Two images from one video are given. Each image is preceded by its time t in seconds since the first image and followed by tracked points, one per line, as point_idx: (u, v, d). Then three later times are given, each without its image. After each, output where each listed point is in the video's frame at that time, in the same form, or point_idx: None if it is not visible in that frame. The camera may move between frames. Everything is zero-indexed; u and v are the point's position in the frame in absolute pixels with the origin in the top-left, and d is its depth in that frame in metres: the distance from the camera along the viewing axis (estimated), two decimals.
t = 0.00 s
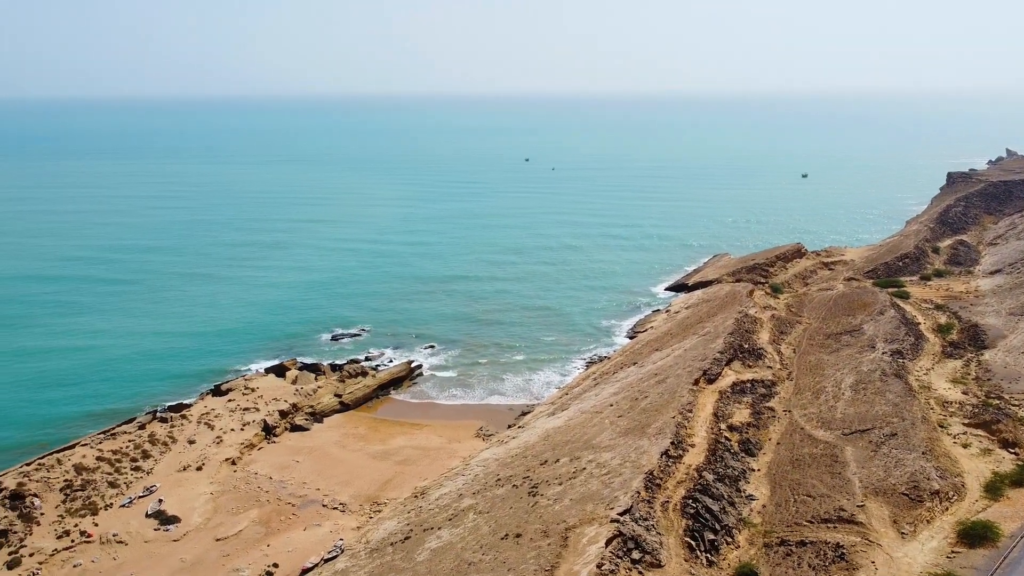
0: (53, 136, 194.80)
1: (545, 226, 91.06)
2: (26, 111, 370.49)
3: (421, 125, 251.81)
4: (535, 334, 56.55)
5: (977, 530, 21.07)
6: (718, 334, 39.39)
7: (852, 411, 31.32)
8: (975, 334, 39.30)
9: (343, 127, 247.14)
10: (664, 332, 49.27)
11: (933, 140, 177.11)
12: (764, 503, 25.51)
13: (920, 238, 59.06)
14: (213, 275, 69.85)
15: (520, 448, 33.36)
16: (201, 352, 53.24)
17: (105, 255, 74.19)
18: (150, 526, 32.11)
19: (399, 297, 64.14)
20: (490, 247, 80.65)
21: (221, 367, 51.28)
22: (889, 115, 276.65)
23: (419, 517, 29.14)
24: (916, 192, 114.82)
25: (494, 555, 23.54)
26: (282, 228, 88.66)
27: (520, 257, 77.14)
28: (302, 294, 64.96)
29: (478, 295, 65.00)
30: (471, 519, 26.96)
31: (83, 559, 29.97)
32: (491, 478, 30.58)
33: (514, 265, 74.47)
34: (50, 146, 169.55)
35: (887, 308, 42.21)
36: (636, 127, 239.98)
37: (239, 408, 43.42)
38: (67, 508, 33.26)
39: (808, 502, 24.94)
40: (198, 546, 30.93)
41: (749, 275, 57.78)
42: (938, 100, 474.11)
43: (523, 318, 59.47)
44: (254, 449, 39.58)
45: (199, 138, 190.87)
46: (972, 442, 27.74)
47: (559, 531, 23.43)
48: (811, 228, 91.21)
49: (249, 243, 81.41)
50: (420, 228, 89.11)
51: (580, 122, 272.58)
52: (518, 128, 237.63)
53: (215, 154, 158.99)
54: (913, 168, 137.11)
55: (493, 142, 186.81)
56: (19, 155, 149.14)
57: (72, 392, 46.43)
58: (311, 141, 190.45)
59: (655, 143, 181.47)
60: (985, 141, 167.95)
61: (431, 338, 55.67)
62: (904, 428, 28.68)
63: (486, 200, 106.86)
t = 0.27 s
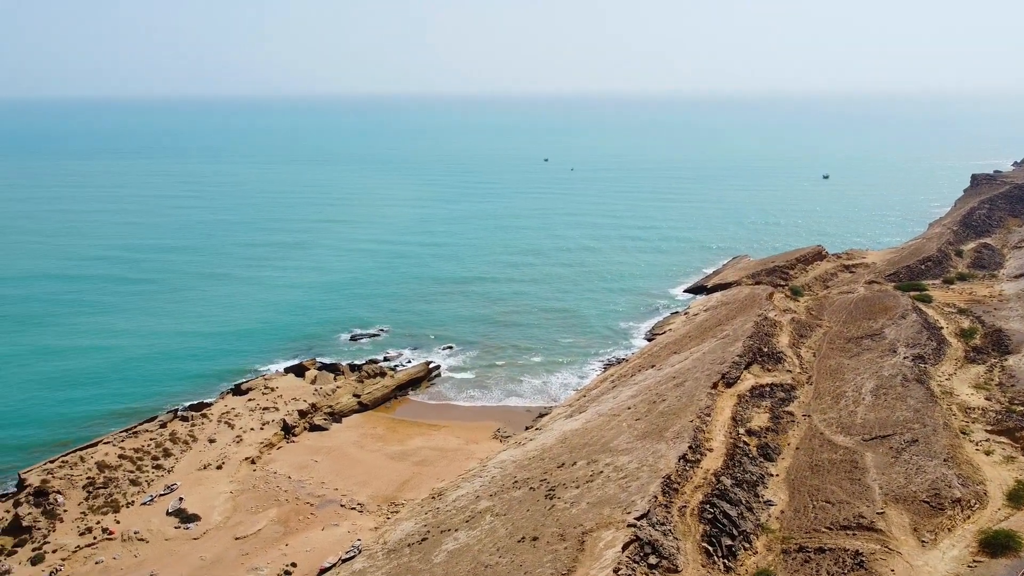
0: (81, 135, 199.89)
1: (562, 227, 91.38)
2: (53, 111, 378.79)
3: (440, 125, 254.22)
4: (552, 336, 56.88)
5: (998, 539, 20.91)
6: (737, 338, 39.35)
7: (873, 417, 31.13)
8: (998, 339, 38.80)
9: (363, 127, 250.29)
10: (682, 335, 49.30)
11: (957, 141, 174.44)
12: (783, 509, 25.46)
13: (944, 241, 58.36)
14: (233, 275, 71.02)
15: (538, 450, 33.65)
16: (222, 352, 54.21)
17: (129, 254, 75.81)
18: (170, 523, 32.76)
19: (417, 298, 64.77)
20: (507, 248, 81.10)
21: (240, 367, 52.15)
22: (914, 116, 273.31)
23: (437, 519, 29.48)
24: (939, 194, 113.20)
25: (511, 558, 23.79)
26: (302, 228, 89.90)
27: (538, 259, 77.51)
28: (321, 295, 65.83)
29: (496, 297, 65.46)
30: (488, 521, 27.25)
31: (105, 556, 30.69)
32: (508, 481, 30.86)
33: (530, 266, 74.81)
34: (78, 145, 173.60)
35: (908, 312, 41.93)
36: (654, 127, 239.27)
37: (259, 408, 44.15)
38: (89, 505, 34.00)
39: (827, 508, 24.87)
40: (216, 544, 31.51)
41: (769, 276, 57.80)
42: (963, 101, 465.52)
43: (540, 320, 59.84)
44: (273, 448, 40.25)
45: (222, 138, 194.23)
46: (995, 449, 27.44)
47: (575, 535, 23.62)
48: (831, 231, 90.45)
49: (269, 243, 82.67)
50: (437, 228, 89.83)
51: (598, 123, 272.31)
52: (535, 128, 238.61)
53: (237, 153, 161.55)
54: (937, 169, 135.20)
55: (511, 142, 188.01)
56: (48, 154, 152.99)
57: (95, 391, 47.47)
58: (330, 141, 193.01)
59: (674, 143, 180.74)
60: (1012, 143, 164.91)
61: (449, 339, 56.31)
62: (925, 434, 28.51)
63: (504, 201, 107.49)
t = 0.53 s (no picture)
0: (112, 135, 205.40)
1: (582, 229, 91.72)
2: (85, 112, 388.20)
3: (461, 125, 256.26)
4: (572, 339, 57.20)
5: None
6: (759, 342, 39.30)
7: (896, 423, 30.95)
8: None
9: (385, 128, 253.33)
10: (704, 338, 49.29)
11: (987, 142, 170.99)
12: (804, 516, 25.44)
13: (971, 244, 57.49)
14: (256, 276, 72.41)
15: (558, 454, 33.96)
16: (246, 353, 55.32)
17: (156, 254, 77.68)
18: (194, 521, 33.58)
19: (437, 300, 65.45)
20: (527, 250, 81.55)
21: (263, 368, 53.19)
22: (941, 117, 268.79)
23: (456, 521, 29.90)
24: (968, 196, 111.17)
25: (530, 562, 24.14)
26: (324, 228, 91.36)
27: (557, 261, 77.90)
28: (342, 295, 66.85)
29: (515, 299, 65.94)
30: (508, 524, 27.61)
31: (130, 553, 31.55)
32: (528, 483, 31.20)
33: (550, 269, 75.17)
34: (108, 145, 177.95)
35: (934, 317, 41.53)
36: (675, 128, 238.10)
37: (281, 408, 45.02)
38: (116, 502, 34.97)
39: (849, 516, 24.81)
40: (239, 542, 32.24)
41: (792, 279, 57.61)
42: (993, 101, 455.31)
43: (560, 323, 60.18)
44: (294, 447, 41.04)
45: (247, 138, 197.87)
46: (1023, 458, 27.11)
47: (595, 540, 23.87)
48: (854, 234, 89.42)
49: (291, 243, 84.13)
50: (457, 229, 90.62)
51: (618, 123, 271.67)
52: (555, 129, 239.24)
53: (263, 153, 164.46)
54: (966, 171, 132.81)
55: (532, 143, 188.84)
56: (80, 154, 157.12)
57: (121, 390, 48.71)
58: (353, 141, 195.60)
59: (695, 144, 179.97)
60: None
61: (469, 340, 56.97)
62: (950, 441, 28.30)
63: (524, 202, 108.07)
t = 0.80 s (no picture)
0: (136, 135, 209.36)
1: (600, 230, 91.82)
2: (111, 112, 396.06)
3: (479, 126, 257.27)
4: (590, 341, 57.58)
5: None
6: (779, 345, 39.24)
7: (918, 429, 30.83)
8: None
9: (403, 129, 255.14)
10: (722, 341, 49.26)
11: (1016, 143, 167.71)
12: (823, 522, 25.48)
13: (995, 247, 56.77)
14: (276, 276, 73.55)
15: (575, 456, 34.26)
16: (265, 353, 56.28)
17: (179, 254, 79.26)
18: (214, 520, 34.35)
19: (455, 301, 66.04)
20: (544, 251, 81.92)
21: (283, 368, 54.14)
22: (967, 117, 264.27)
23: (474, 522, 30.32)
24: (994, 198, 109.28)
25: (548, 565, 24.45)
26: (343, 229, 92.49)
27: (574, 262, 78.19)
28: (361, 296, 67.71)
29: (533, 300, 66.37)
30: (525, 527, 27.96)
31: (151, 550, 32.29)
32: (546, 485, 31.55)
33: (567, 270, 75.48)
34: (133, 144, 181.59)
35: (956, 321, 41.18)
36: (694, 128, 237.00)
37: (301, 408, 45.79)
38: (136, 500, 35.72)
39: (869, 523, 24.81)
40: (258, 541, 32.91)
41: (812, 282, 57.39)
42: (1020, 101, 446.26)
43: (577, 325, 60.53)
44: (313, 447, 41.75)
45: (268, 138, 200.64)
46: None
47: (612, 544, 24.12)
48: (877, 236, 88.50)
49: (311, 244, 85.35)
50: (475, 230, 91.24)
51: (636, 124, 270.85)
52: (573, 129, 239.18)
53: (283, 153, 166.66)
54: (993, 173, 130.46)
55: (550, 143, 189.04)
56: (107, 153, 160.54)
57: (145, 389, 49.87)
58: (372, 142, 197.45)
59: (714, 144, 178.97)
60: None
61: (487, 341, 57.54)
62: (972, 449, 28.16)
63: (542, 203, 108.48)
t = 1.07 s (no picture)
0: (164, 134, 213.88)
1: (621, 231, 91.97)
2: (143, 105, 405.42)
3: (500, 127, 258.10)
4: (611, 343, 57.96)
5: None
6: (803, 349, 39.19)
7: (944, 437, 30.70)
8: None
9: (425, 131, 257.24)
10: (745, 345, 49.23)
11: None
12: (847, 530, 25.53)
13: None
14: (300, 277, 74.91)
15: (595, 460, 34.64)
16: (289, 353, 57.46)
17: (206, 254, 81.11)
18: (238, 519, 35.24)
19: (476, 303, 66.74)
20: (565, 253, 82.34)
21: (307, 368, 55.29)
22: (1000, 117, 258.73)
23: (495, 524, 30.86)
24: None
25: (568, 569, 24.87)
26: (366, 229, 93.81)
27: (596, 264, 78.54)
28: (383, 297, 68.76)
29: (553, 302, 66.88)
30: (545, 530, 28.43)
31: (176, 547, 33.21)
32: (566, 489, 32.00)
33: (588, 272, 75.82)
34: (162, 143, 185.59)
35: (984, 327, 40.74)
36: (716, 129, 235.33)
37: (323, 408, 46.71)
38: (162, 497, 36.70)
39: (893, 531, 24.85)
40: (280, 540, 33.70)
41: (837, 286, 57.08)
42: None
43: (598, 327, 60.91)
44: (336, 447, 42.65)
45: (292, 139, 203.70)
46: None
47: (632, 549, 24.42)
48: (904, 239, 87.33)
49: (334, 244, 86.78)
50: (496, 232, 91.95)
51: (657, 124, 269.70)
52: (594, 130, 238.92)
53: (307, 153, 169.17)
54: None
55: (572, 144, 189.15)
56: (137, 151, 164.36)
57: (172, 388, 51.28)
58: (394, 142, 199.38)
59: (738, 145, 177.64)
60: None
61: (508, 343, 58.18)
62: (1000, 458, 28.07)
63: (563, 204, 108.88)
